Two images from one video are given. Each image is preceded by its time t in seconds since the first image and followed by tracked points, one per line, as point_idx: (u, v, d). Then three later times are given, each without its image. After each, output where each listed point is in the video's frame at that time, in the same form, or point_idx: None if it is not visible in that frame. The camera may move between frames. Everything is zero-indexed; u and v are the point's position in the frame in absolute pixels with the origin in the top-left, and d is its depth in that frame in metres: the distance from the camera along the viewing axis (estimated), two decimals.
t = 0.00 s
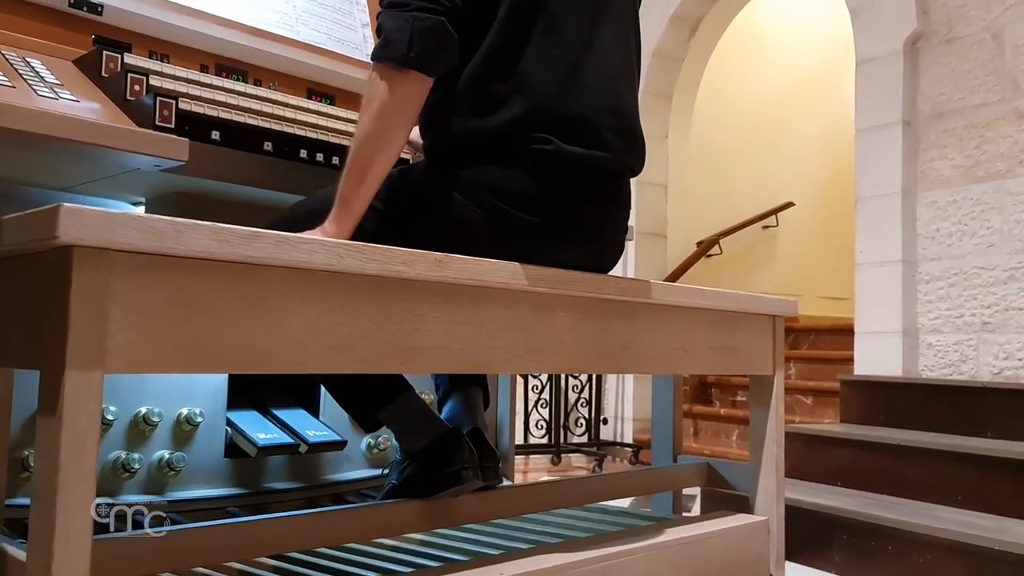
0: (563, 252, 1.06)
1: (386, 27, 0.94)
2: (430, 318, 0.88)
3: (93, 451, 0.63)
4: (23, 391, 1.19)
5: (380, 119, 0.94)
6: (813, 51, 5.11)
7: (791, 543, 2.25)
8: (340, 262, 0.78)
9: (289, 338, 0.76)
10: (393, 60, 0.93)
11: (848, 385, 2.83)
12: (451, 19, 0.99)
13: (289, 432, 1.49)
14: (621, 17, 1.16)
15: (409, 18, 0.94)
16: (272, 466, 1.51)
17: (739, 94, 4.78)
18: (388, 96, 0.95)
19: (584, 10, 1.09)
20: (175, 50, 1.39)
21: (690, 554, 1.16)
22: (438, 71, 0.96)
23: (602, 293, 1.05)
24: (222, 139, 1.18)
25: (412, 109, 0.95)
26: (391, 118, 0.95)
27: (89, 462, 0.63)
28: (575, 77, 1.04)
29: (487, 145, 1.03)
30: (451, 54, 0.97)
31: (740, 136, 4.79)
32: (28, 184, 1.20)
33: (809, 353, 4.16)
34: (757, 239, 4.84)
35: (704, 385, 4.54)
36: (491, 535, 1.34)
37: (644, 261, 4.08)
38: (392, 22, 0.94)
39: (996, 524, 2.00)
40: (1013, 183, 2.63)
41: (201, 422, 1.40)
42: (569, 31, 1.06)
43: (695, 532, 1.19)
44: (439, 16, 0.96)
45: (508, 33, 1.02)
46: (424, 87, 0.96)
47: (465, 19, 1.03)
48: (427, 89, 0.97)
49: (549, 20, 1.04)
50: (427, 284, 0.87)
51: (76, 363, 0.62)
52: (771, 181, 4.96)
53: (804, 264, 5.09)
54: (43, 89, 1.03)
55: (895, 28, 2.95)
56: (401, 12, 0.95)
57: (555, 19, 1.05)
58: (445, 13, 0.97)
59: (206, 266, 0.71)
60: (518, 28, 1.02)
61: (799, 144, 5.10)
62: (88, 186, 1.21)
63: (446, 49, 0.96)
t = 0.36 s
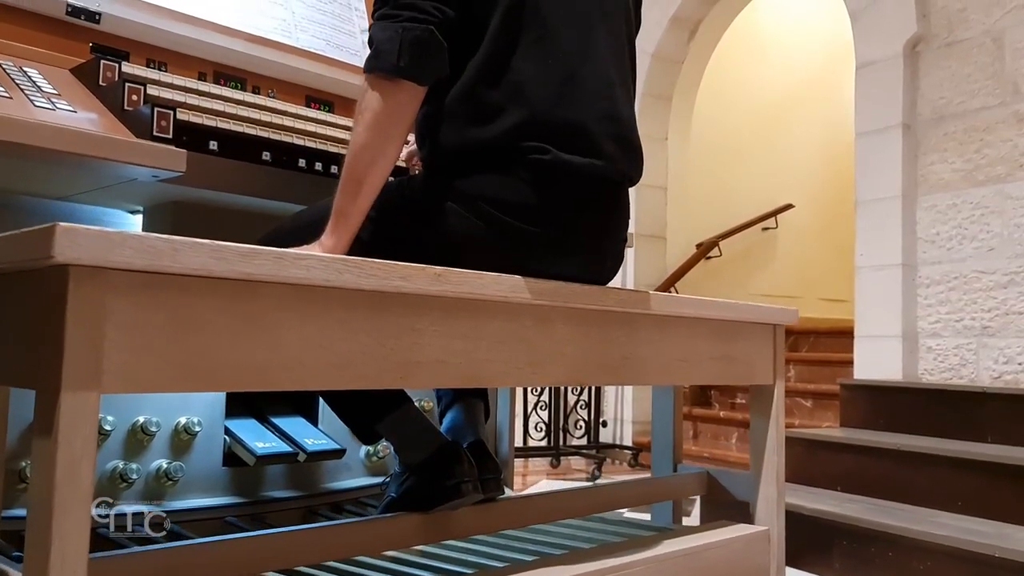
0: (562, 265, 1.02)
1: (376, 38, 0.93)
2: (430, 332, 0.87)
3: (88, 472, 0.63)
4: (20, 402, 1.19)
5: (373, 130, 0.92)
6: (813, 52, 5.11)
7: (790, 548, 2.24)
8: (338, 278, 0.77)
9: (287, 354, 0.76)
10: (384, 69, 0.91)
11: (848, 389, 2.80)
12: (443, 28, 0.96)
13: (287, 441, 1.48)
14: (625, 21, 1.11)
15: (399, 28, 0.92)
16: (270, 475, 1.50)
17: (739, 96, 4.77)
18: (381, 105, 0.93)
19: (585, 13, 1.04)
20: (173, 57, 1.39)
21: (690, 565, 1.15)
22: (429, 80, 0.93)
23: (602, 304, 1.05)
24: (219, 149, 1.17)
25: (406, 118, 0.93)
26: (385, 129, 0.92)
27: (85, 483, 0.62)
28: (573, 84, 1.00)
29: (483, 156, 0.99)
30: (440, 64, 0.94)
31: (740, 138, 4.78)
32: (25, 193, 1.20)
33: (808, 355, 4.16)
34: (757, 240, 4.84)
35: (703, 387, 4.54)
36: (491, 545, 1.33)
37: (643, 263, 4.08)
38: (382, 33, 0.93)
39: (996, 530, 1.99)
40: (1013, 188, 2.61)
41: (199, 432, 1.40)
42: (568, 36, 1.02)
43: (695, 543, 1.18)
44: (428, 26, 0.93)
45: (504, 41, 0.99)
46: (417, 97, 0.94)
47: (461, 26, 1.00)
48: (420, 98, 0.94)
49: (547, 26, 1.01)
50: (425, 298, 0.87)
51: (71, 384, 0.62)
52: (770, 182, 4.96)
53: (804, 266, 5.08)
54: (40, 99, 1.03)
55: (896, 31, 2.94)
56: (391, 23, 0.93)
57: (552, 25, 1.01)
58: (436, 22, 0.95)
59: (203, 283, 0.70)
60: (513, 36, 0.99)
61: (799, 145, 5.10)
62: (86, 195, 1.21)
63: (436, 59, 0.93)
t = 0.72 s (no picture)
0: (561, 275, 1.02)
1: (375, 48, 0.92)
2: (429, 343, 0.87)
3: (86, 488, 0.63)
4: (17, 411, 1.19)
5: (372, 140, 0.92)
6: (812, 53, 5.11)
7: (789, 552, 2.24)
8: (336, 290, 0.77)
9: (286, 367, 0.75)
10: (383, 80, 0.91)
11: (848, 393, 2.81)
12: (441, 37, 0.96)
13: (287, 447, 1.47)
14: (624, 29, 1.11)
15: (397, 38, 0.92)
16: (270, 481, 1.50)
17: (738, 97, 4.77)
18: (379, 116, 0.93)
19: (583, 21, 1.03)
20: (172, 64, 1.38)
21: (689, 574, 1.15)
22: (428, 89, 0.93)
23: (602, 313, 1.05)
24: (218, 157, 1.18)
25: (404, 129, 0.93)
26: (383, 138, 0.92)
27: (82, 499, 0.62)
28: (572, 93, 1.00)
29: (483, 165, 0.99)
30: (438, 74, 0.94)
31: (739, 140, 4.78)
32: (23, 201, 1.20)
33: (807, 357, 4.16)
34: (756, 242, 4.84)
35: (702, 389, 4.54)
36: (490, 554, 1.33)
37: (643, 265, 4.08)
38: (380, 43, 0.92)
39: (995, 535, 1.99)
40: (1012, 191, 2.61)
41: (198, 439, 1.40)
42: (567, 44, 1.01)
43: (695, 551, 1.18)
44: (427, 36, 0.93)
45: (503, 49, 0.98)
46: (415, 107, 0.94)
47: (460, 35, 1.00)
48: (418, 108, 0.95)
49: (545, 34, 1.00)
50: (424, 309, 0.87)
51: (68, 401, 0.62)
52: (770, 184, 4.96)
53: (802, 267, 5.09)
54: (38, 108, 1.03)
55: (896, 34, 2.94)
56: (389, 33, 0.93)
57: (551, 33, 1.01)
58: (434, 33, 0.95)
59: (201, 297, 0.70)
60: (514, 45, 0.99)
61: (798, 147, 5.10)
62: (84, 204, 1.21)
63: (434, 69, 0.93)
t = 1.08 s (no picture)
0: (559, 286, 1.02)
1: (373, 59, 0.92)
2: (426, 356, 0.87)
3: (81, 505, 0.62)
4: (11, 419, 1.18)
5: (370, 151, 0.92)
6: (812, 55, 5.10)
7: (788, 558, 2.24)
8: (333, 304, 0.77)
9: (280, 380, 0.75)
10: (381, 91, 0.91)
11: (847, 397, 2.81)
12: (439, 49, 0.96)
13: (284, 455, 1.47)
14: (621, 39, 1.11)
15: (394, 49, 0.92)
16: (267, 489, 1.50)
17: (738, 99, 4.76)
18: (377, 127, 0.92)
19: (582, 31, 1.03)
20: (170, 71, 1.38)
21: None
22: (427, 100, 0.93)
23: (599, 324, 1.04)
24: (215, 166, 1.17)
25: (402, 140, 0.93)
26: (380, 151, 0.92)
27: (77, 517, 0.62)
28: (572, 104, 1.00)
29: (482, 176, 0.99)
30: (436, 85, 0.94)
31: (739, 142, 4.77)
32: (18, 208, 1.19)
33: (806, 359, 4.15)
34: (755, 244, 4.83)
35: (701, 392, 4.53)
36: (488, 563, 1.32)
37: (642, 268, 4.08)
38: (377, 54, 0.92)
39: (994, 541, 1.99)
40: (1012, 195, 2.61)
41: (195, 446, 1.39)
42: (565, 54, 1.01)
43: (693, 560, 1.18)
44: (425, 48, 0.93)
45: (502, 60, 0.98)
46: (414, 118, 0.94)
47: (459, 44, 1.00)
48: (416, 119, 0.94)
49: (545, 44, 1.00)
50: (422, 322, 0.86)
51: (63, 419, 0.61)
52: (770, 186, 4.95)
53: (802, 269, 5.08)
54: (35, 117, 1.02)
55: (894, 37, 2.94)
56: (387, 45, 0.92)
57: (551, 43, 1.00)
58: (433, 44, 0.94)
59: (195, 312, 0.70)
60: (514, 56, 0.99)
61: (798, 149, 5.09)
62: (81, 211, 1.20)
63: (432, 80, 0.93)
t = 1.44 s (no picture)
0: (567, 299, 1.02)
1: (375, 76, 0.92)
2: (427, 372, 0.87)
3: (82, 525, 0.62)
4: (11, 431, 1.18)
5: (370, 167, 0.91)
6: (813, 62, 5.10)
7: (789, 567, 2.23)
8: (336, 321, 0.77)
9: (283, 398, 0.75)
10: (382, 108, 0.91)
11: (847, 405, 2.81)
12: (443, 66, 0.96)
13: (285, 466, 1.47)
14: (630, 53, 1.10)
15: (397, 67, 0.92)
16: (268, 500, 1.50)
17: (738, 105, 4.76)
18: (377, 143, 0.92)
19: (591, 46, 1.03)
20: (172, 82, 1.38)
21: None
22: (429, 117, 0.93)
23: (602, 338, 1.04)
24: (217, 178, 1.18)
25: (404, 157, 0.93)
26: (381, 167, 0.91)
27: (78, 538, 0.62)
28: (582, 118, 1.00)
29: (492, 190, 0.99)
30: (439, 103, 0.94)
31: (739, 148, 4.77)
32: (19, 220, 1.19)
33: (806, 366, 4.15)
34: (755, 250, 4.83)
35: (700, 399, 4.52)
36: None
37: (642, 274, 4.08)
38: (380, 72, 0.92)
39: (994, 551, 1.99)
40: (1012, 204, 2.61)
41: (195, 458, 1.39)
42: (576, 69, 1.01)
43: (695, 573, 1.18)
44: (427, 66, 0.93)
45: (512, 75, 0.98)
46: (415, 134, 0.94)
47: (469, 59, 1.00)
48: (417, 136, 0.94)
49: (556, 58, 1.00)
50: (425, 338, 0.86)
51: (65, 440, 0.61)
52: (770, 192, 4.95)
53: (801, 275, 5.08)
54: (37, 130, 1.03)
55: (895, 45, 2.93)
56: (390, 62, 0.93)
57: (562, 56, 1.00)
58: (435, 63, 0.95)
59: (197, 331, 0.69)
60: (524, 70, 0.99)
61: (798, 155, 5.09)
62: (83, 223, 1.20)
63: (435, 98, 0.93)
